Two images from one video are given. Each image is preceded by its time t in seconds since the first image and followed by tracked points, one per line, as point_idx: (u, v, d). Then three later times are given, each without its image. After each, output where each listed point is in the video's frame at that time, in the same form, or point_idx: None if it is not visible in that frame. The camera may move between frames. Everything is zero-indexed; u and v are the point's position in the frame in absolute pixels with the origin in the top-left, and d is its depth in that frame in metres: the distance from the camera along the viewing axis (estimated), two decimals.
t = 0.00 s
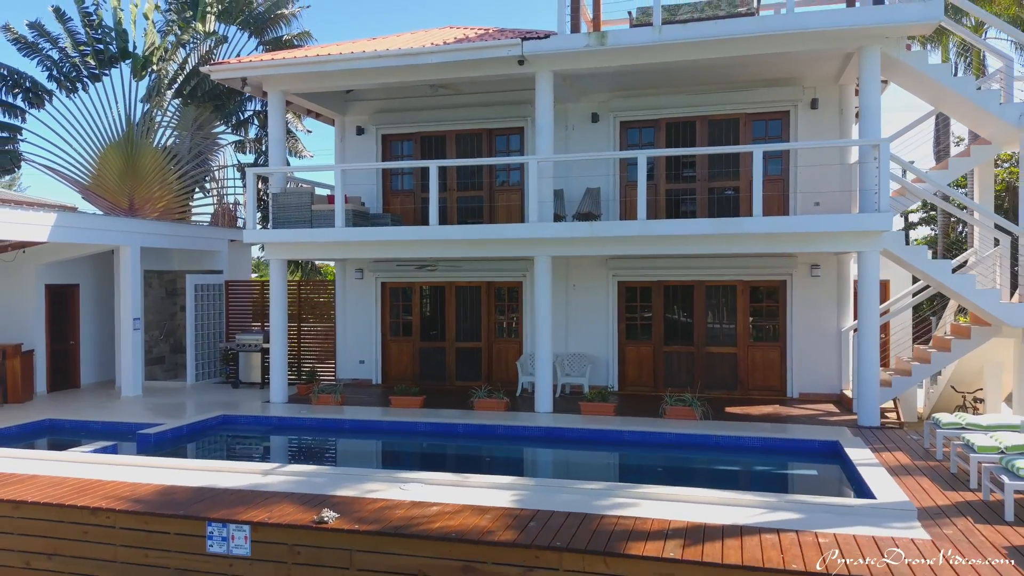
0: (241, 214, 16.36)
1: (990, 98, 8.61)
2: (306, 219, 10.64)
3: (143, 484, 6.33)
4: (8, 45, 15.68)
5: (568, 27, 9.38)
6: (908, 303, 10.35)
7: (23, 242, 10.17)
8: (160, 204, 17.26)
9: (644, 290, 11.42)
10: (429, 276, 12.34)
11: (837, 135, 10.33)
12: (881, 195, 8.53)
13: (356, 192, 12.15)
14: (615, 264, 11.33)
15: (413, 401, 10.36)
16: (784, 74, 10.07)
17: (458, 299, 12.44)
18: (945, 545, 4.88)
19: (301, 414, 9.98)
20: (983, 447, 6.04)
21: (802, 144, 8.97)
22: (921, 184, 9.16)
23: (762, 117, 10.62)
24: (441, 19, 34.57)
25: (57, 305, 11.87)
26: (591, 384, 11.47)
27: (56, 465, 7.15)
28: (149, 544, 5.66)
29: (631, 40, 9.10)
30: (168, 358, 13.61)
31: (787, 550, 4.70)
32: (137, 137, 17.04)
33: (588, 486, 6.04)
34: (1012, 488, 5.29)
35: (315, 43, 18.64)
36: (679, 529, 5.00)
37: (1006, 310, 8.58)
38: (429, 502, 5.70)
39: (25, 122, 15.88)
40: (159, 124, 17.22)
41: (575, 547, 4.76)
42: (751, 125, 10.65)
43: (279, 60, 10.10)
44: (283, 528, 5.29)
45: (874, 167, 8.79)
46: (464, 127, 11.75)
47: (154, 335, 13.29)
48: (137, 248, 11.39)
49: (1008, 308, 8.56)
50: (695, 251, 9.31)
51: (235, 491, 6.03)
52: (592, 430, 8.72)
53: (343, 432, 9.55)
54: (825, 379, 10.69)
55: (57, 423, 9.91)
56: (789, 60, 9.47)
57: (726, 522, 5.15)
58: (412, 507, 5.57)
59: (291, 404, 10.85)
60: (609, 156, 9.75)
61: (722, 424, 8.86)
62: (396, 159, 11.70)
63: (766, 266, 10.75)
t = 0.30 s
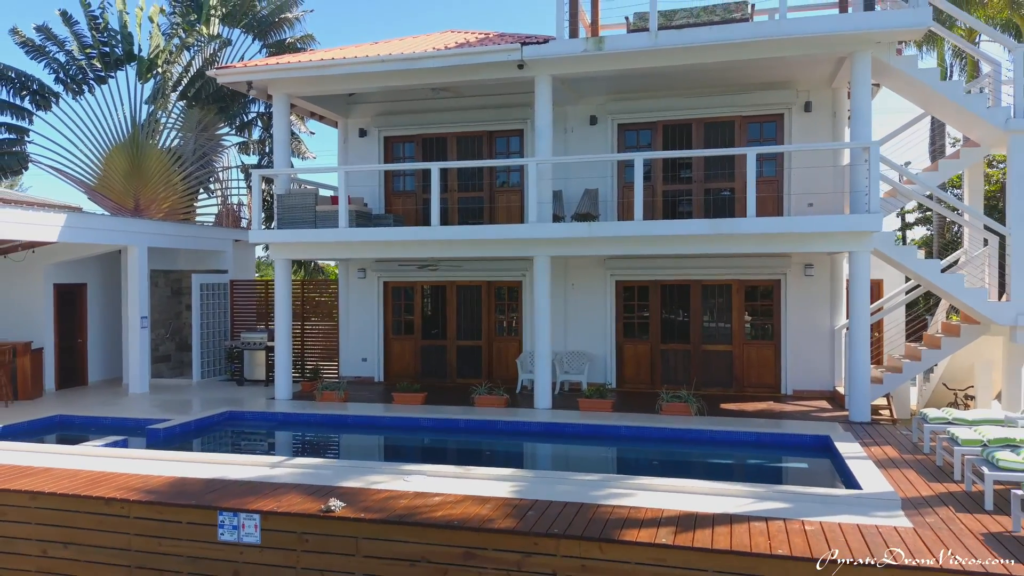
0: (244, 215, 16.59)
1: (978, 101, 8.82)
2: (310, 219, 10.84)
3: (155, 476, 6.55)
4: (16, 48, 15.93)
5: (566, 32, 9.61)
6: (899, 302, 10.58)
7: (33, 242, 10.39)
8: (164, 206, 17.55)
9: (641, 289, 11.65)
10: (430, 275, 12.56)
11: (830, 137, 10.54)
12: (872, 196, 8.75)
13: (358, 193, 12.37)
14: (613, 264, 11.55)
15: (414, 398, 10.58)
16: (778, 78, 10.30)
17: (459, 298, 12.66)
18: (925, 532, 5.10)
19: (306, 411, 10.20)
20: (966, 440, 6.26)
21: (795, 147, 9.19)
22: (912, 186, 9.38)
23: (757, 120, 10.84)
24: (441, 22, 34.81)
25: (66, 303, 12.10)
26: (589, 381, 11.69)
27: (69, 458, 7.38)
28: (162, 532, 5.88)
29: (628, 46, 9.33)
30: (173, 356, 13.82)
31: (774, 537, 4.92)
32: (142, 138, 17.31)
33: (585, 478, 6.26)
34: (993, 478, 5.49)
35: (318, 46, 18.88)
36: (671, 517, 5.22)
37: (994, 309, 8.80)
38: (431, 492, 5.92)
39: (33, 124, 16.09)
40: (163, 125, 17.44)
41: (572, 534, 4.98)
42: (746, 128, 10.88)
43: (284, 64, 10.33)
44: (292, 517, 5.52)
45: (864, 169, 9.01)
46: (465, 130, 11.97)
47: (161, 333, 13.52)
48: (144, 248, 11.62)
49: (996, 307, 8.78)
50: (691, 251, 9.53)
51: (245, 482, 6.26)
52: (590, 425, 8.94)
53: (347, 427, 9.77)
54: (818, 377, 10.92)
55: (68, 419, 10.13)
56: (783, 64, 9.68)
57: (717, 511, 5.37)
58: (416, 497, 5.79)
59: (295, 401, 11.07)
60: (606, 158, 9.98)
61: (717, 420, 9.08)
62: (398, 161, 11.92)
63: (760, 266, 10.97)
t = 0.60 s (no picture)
0: (247, 216, 16.80)
1: (967, 105, 9.03)
2: (313, 220, 11.04)
3: (166, 469, 6.76)
4: (23, 52, 16.23)
5: (564, 36, 9.82)
6: (891, 301, 10.79)
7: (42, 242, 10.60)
8: (168, 207, 17.76)
9: (639, 289, 11.85)
10: (431, 275, 12.76)
11: (824, 140, 10.74)
12: (863, 198, 8.96)
13: (361, 195, 12.57)
14: (611, 264, 11.75)
15: (416, 395, 10.78)
16: (772, 82, 10.51)
17: (459, 298, 12.86)
18: (909, 521, 5.30)
19: (309, 408, 10.40)
20: (952, 434, 6.46)
21: (789, 149, 9.40)
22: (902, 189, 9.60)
23: (752, 122, 11.04)
24: (441, 24, 35.01)
25: (73, 303, 12.32)
26: (587, 379, 11.88)
27: (81, 452, 7.58)
28: (173, 523, 6.08)
29: (625, 50, 9.54)
30: (179, 355, 14.00)
31: (763, 526, 5.12)
32: (147, 140, 17.50)
33: (582, 471, 6.46)
34: (975, 471, 5.70)
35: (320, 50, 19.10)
36: (665, 508, 5.42)
37: (983, 308, 9.00)
38: (434, 485, 6.13)
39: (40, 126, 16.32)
40: (167, 127, 17.64)
41: (569, 524, 5.18)
42: (741, 130, 11.07)
43: (288, 68, 10.54)
44: (299, 508, 5.72)
45: (856, 171, 9.23)
46: (465, 132, 12.17)
47: (166, 332, 13.72)
48: (150, 248, 11.83)
49: (985, 306, 8.98)
50: (687, 251, 9.73)
51: (253, 475, 6.46)
52: (588, 421, 9.14)
53: (350, 424, 9.98)
54: (811, 374, 11.13)
55: (76, 416, 10.33)
56: (778, 68, 9.89)
57: (709, 502, 5.57)
58: (419, 489, 5.99)
59: (299, 398, 11.27)
60: (604, 160, 10.18)
61: (712, 416, 9.28)
62: (400, 163, 12.12)
63: (756, 266, 11.16)
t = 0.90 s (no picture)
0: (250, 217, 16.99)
1: (957, 108, 9.20)
2: (317, 221, 11.23)
3: (175, 463, 6.94)
4: (29, 55, 16.41)
5: (563, 41, 10.00)
6: (884, 301, 10.99)
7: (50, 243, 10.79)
8: (173, 208, 17.82)
9: (637, 289, 12.04)
10: (432, 275, 12.95)
11: (818, 142, 10.93)
12: (855, 199, 9.16)
13: (363, 196, 12.76)
14: (609, 264, 11.94)
15: (418, 393, 10.97)
16: (768, 85, 10.69)
17: (460, 297, 13.05)
18: (894, 512, 5.49)
19: (313, 405, 10.60)
20: (939, 430, 6.65)
21: (784, 152, 9.59)
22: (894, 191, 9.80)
23: (748, 125, 11.23)
24: (442, 25, 35.20)
25: (79, 303, 12.50)
26: (586, 377, 12.07)
27: (90, 448, 7.77)
28: (182, 516, 6.26)
29: (623, 55, 9.73)
30: (183, 354, 14.16)
31: (753, 517, 5.31)
32: (151, 142, 17.69)
33: (580, 466, 6.65)
34: (960, 464, 5.88)
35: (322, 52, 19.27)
36: (659, 500, 5.61)
37: (973, 307, 9.20)
38: (436, 478, 6.31)
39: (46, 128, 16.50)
40: (170, 128, 17.83)
41: (566, 514, 5.37)
42: (737, 132, 11.26)
43: (292, 72, 10.73)
44: (305, 500, 5.91)
45: (849, 173, 9.43)
46: (466, 134, 12.36)
47: (171, 331, 13.91)
48: (156, 249, 12.02)
49: (975, 305, 9.16)
50: (684, 252, 9.92)
51: (260, 469, 6.65)
52: (586, 418, 9.32)
53: (353, 421, 10.17)
54: (806, 372, 11.32)
55: (84, 413, 10.48)
56: (772, 72, 10.08)
57: (702, 494, 5.76)
58: (421, 483, 6.18)
59: (303, 396, 11.46)
60: (602, 162, 10.37)
61: (708, 413, 9.47)
62: (401, 165, 12.30)
63: (752, 266, 11.35)
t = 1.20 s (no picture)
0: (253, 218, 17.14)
1: (949, 111, 9.38)
2: (320, 222, 11.42)
3: (183, 459, 7.12)
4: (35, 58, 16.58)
5: (563, 45, 10.18)
6: (879, 301, 11.16)
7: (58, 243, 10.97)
8: (177, 208, 18.09)
9: (635, 289, 12.21)
10: (433, 275, 13.13)
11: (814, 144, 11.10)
12: (848, 200, 9.35)
13: (365, 198, 12.94)
14: (608, 264, 12.12)
15: (419, 391, 11.16)
16: (764, 89, 10.87)
17: (461, 297, 13.23)
18: (883, 505, 5.66)
19: (317, 403, 10.78)
20: (928, 426, 6.83)
21: (779, 154, 9.77)
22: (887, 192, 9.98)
23: (744, 127, 11.40)
24: (443, 27, 35.35)
25: (85, 303, 12.67)
26: (585, 376, 12.25)
27: (99, 444, 7.95)
28: (191, 509, 6.44)
29: (621, 59, 9.91)
30: (188, 353, 14.33)
31: (745, 509, 5.49)
32: (155, 143, 17.89)
33: (578, 461, 6.82)
34: (947, 459, 6.06)
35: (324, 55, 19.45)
36: (654, 493, 5.78)
37: (964, 306, 9.39)
38: (437, 473, 6.49)
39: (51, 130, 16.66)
40: (174, 130, 17.96)
41: (564, 507, 5.55)
42: (734, 135, 11.43)
43: (296, 75, 10.91)
44: (311, 494, 6.09)
45: (842, 175, 9.62)
46: (466, 136, 12.54)
47: (175, 330, 14.09)
48: (161, 249, 12.19)
49: (966, 305, 9.34)
50: (682, 252, 10.10)
51: (266, 464, 6.83)
52: (585, 416, 9.49)
53: (356, 419, 10.34)
54: (802, 371, 11.49)
55: (92, 411, 10.64)
56: (768, 76, 10.26)
57: (696, 488, 5.93)
58: (423, 477, 6.36)
59: (306, 394, 11.64)
60: (601, 164, 10.55)
61: (704, 411, 9.65)
62: (403, 166, 12.48)
63: (748, 266, 11.53)
